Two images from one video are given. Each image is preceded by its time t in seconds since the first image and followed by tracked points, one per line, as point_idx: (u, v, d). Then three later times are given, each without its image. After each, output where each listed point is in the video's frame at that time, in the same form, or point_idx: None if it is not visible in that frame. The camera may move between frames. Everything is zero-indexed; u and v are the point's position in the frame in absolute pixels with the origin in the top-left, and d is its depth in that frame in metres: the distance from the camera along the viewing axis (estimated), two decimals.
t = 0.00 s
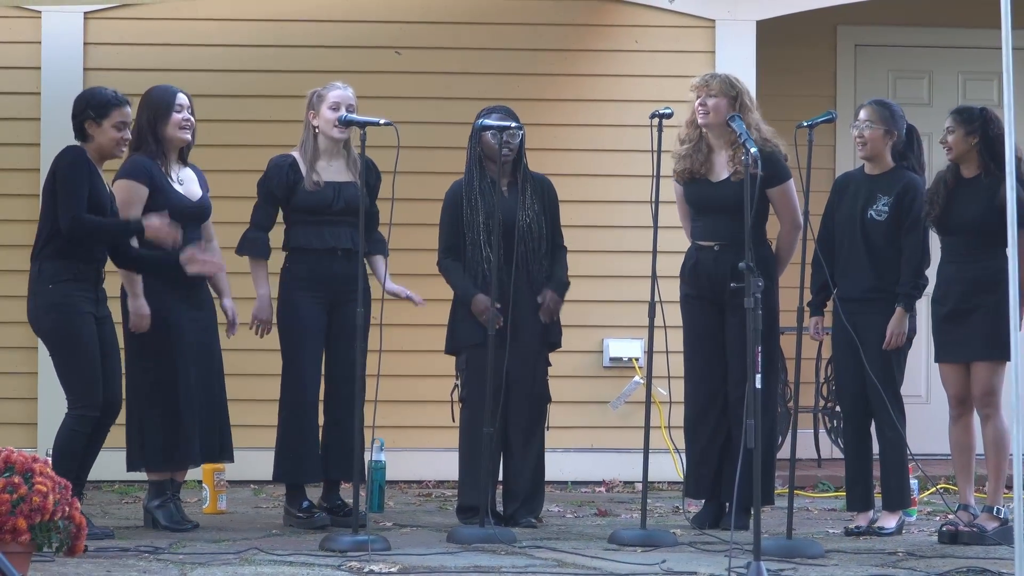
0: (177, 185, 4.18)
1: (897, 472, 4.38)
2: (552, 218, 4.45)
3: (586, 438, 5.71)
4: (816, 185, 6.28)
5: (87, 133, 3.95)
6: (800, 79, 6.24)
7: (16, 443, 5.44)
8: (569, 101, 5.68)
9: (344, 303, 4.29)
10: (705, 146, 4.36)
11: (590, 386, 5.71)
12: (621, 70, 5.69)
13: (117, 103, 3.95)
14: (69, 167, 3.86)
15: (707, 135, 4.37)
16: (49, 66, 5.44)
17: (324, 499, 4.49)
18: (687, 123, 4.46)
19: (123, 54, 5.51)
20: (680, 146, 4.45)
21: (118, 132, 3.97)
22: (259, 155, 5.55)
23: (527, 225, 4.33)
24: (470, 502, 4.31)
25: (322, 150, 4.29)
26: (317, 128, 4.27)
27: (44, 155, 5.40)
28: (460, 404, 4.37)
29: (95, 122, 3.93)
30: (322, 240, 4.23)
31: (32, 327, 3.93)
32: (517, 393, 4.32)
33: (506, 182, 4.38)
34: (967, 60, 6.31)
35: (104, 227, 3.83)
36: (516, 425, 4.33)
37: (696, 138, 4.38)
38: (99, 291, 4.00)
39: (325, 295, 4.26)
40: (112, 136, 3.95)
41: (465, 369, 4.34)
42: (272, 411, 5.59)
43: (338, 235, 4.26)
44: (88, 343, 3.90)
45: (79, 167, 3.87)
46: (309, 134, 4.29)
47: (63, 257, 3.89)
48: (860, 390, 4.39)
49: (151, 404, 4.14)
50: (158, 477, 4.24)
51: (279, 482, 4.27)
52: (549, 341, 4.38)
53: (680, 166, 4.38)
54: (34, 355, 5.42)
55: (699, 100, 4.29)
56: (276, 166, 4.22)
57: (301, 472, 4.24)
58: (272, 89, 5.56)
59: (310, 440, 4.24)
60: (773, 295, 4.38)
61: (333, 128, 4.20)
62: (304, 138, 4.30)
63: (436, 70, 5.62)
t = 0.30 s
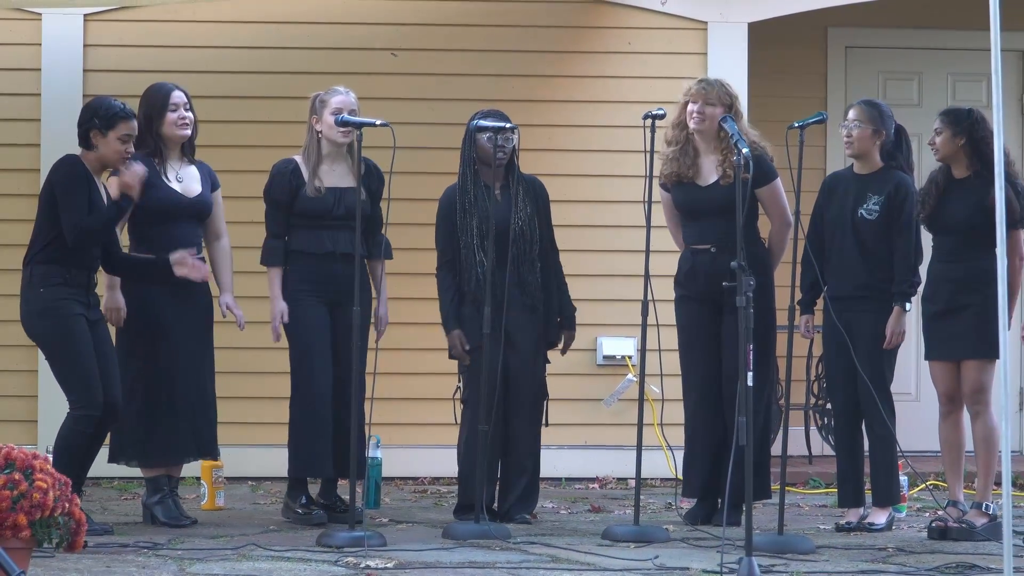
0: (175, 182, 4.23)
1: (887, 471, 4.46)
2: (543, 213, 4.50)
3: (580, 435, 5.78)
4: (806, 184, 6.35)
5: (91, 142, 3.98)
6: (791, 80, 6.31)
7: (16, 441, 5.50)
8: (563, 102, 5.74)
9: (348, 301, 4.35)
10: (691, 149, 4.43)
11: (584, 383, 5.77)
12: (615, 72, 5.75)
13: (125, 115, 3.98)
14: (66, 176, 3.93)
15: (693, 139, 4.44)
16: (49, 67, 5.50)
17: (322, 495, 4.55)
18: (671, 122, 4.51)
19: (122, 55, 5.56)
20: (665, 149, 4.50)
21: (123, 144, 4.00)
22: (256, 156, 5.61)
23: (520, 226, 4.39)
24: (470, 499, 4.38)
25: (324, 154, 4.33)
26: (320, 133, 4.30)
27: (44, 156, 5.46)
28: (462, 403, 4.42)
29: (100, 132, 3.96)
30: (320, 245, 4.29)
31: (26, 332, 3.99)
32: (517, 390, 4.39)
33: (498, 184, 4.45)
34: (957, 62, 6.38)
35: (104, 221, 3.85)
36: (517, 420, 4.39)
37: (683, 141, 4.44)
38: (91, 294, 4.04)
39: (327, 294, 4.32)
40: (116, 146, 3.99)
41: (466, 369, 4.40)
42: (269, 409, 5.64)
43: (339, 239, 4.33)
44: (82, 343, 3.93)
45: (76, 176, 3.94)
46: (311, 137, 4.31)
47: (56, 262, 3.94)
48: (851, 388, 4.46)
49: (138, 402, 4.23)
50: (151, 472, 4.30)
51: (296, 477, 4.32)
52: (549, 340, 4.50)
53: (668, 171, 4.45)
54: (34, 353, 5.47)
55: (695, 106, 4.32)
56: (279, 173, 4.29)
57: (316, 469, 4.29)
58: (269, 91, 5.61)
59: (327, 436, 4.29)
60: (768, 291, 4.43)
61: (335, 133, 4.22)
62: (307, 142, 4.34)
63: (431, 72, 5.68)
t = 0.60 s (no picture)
0: (169, 183, 4.27)
1: (878, 466, 4.54)
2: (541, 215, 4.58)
3: (574, 432, 5.85)
4: (797, 184, 6.43)
5: (88, 140, 4.04)
6: (783, 82, 6.39)
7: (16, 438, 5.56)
8: (558, 103, 5.80)
9: (344, 300, 4.40)
10: (687, 150, 4.49)
11: (577, 381, 5.83)
12: (608, 74, 5.81)
13: (122, 111, 4.04)
14: (69, 173, 3.96)
15: (687, 139, 4.50)
16: (49, 68, 5.55)
17: (318, 491, 4.62)
18: (663, 125, 4.56)
19: (121, 57, 5.61)
20: (659, 150, 4.53)
21: (121, 139, 4.06)
22: (254, 156, 5.66)
23: (516, 225, 4.44)
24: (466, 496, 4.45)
25: (325, 155, 4.38)
26: (321, 134, 4.36)
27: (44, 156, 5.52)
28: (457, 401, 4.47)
29: (98, 129, 4.01)
30: (318, 245, 4.34)
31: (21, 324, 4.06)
32: (513, 388, 4.45)
33: (496, 184, 4.51)
34: (946, 64, 6.46)
35: (110, 244, 3.96)
36: (512, 418, 4.46)
37: (678, 143, 4.50)
38: (86, 288, 4.10)
39: (325, 295, 4.38)
40: (114, 143, 4.05)
41: (461, 367, 4.44)
42: (267, 406, 5.70)
43: (336, 239, 4.37)
44: (75, 336, 3.99)
45: (79, 175, 3.97)
46: (313, 138, 4.36)
47: (52, 257, 4.00)
48: (842, 386, 4.52)
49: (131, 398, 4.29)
50: (148, 469, 4.36)
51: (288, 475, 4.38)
52: (546, 338, 4.55)
53: (666, 172, 4.46)
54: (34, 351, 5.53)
55: (695, 109, 4.39)
56: (281, 170, 4.34)
57: (312, 467, 4.34)
58: (266, 92, 5.67)
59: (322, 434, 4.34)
60: (760, 291, 4.50)
61: (336, 135, 4.27)
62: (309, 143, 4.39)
63: (427, 73, 5.74)
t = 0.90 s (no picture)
0: (164, 184, 4.31)
1: (867, 465, 4.58)
2: (536, 215, 4.63)
3: (567, 429, 5.92)
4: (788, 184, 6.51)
5: (84, 141, 4.10)
6: (774, 83, 6.46)
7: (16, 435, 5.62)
8: (551, 104, 5.87)
9: (341, 299, 4.48)
10: (688, 146, 4.53)
11: (571, 379, 5.90)
12: (601, 76, 5.88)
13: (114, 110, 4.09)
14: (61, 172, 4.05)
15: (687, 136, 4.54)
16: (47, 70, 5.61)
17: (315, 487, 4.65)
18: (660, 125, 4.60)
19: (119, 59, 5.67)
20: (660, 147, 4.57)
21: (117, 137, 4.12)
22: (251, 157, 5.72)
23: (512, 224, 4.51)
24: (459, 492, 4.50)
25: (324, 154, 4.44)
26: (320, 134, 4.42)
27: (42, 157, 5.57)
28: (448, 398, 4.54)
29: (93, 130, 4.08)
30: (318, 242, 4.40)
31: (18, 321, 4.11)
32: (506, 386, 4.51)
33: (492, 183, 4.58)
34: (935, 65, 6.53)
35: (101, 231, 4.02)
36: (504, 416, 4.52)
37: (680, 140, 4.53)
38: (84, 287, 4.15)
39: (322, 293, 4.44)
40: (110, 141, 4.11)
41: (453, 363, 4.50)
42: (264, 404, 5.77)
43: (334, 238, 4.44)
44: (70, 334, 4.05)
45: (71, 173, 4.05)
46: (312, 138, 4.42)
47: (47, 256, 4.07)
48: (830, 384, 4.58)
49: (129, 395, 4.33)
50: (149, 466, 4.41)
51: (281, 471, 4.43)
52: (534, 337, 4.59)
53: (672, 167, 4.49)
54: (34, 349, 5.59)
55: (689, 105, 4.46)
56: (280, 168, 4.40)
57: (305, 463, 4.39)
58: (263, 93, 5.72)
59: (313, 432, 4.40)
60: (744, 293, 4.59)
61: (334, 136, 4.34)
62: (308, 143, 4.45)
63: (423, 74, 5.80)
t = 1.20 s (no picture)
0: (166, 183, 4.36)
1: (854, 462, 4.66)
2: (532, 219, 4.70)
3: (561, 426, 5.99)
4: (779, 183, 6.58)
5: (85, 134, 4.14)
6: (765, 84, 6.54)
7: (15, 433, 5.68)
8: (545, 105, 5.93)
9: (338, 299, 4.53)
10: (675, 148, 4.59)
11: (565, 376, 5.97)
12: (595, 77, 5.94)
13: (112, 102, 4.15)
14: (68, 170, 4.07)
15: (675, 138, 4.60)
16: (47, 71, 5.67)
17: (313, 484, 4.72)
18: (650, 128, 4.68)
19: (118, 60, 5.73)
20: (647, 150, 4.65)
21: (117, 128, 4.17)
22: (248, 157, 5.78)
23: (507, 225, 4.58)
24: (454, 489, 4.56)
25: (319, 156, 4.50)
26: (315, 136, 4.48)
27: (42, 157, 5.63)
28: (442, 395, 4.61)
29: (93, 122, 4.13)
30: (314, 244, 4.47)
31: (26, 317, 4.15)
32: (499, 385, 4.57)
33: (490, 185, 4.62)
34: (924, 67, 6.61)
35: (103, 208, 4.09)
36: (497, 415, 4.58)
37: (666, 142, 4.60)
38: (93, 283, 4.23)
39: (320, 293, 4.50)
40: (110, 132, 4.15)
41: (447, 363, 4.56)
42: (261, 401, 5.83)
43: (329, 238, 4.50)
44: (82, 331, 4.11)
45: (76, 171, 4.08)
46: (307, 140, 4.49)
47: (60, 254, 4.11)
48: (819, 384, 4.64)
49: (133, 392, 4.39)
50: (147, 463, 4.48)
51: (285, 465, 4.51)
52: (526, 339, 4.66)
53: (653, 168, 4.56)
54: (34, 348, 5.65)
55: (678, 107, 4.52)
56: (275, 168, 4.47)
57: (306, 459, 4.47)
58: (260, 94, 5.78)
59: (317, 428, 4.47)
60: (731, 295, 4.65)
61: (329, 137, 4.40)
62: (303, 145, 4.52)
63: (418, 76, 5.87)
